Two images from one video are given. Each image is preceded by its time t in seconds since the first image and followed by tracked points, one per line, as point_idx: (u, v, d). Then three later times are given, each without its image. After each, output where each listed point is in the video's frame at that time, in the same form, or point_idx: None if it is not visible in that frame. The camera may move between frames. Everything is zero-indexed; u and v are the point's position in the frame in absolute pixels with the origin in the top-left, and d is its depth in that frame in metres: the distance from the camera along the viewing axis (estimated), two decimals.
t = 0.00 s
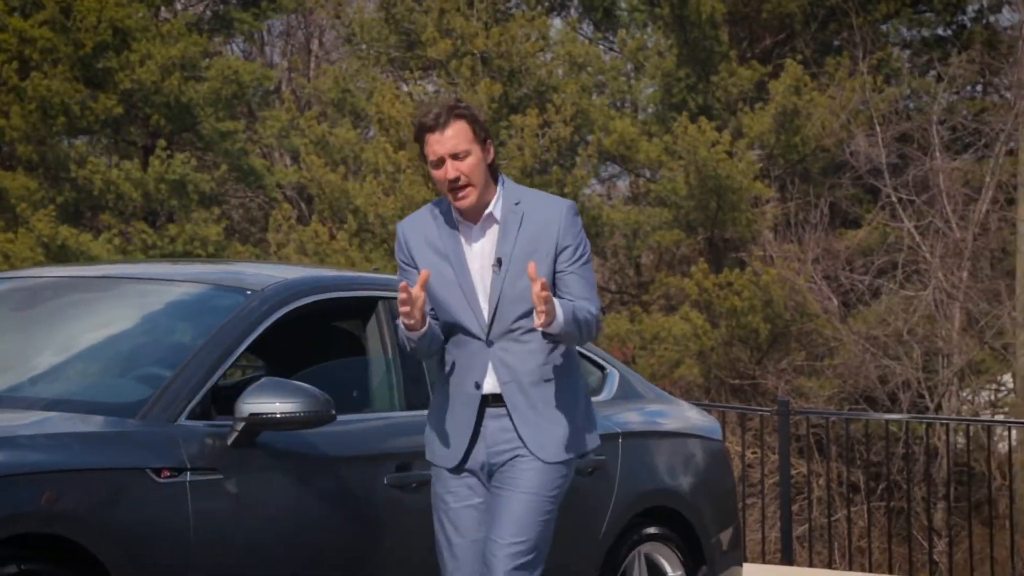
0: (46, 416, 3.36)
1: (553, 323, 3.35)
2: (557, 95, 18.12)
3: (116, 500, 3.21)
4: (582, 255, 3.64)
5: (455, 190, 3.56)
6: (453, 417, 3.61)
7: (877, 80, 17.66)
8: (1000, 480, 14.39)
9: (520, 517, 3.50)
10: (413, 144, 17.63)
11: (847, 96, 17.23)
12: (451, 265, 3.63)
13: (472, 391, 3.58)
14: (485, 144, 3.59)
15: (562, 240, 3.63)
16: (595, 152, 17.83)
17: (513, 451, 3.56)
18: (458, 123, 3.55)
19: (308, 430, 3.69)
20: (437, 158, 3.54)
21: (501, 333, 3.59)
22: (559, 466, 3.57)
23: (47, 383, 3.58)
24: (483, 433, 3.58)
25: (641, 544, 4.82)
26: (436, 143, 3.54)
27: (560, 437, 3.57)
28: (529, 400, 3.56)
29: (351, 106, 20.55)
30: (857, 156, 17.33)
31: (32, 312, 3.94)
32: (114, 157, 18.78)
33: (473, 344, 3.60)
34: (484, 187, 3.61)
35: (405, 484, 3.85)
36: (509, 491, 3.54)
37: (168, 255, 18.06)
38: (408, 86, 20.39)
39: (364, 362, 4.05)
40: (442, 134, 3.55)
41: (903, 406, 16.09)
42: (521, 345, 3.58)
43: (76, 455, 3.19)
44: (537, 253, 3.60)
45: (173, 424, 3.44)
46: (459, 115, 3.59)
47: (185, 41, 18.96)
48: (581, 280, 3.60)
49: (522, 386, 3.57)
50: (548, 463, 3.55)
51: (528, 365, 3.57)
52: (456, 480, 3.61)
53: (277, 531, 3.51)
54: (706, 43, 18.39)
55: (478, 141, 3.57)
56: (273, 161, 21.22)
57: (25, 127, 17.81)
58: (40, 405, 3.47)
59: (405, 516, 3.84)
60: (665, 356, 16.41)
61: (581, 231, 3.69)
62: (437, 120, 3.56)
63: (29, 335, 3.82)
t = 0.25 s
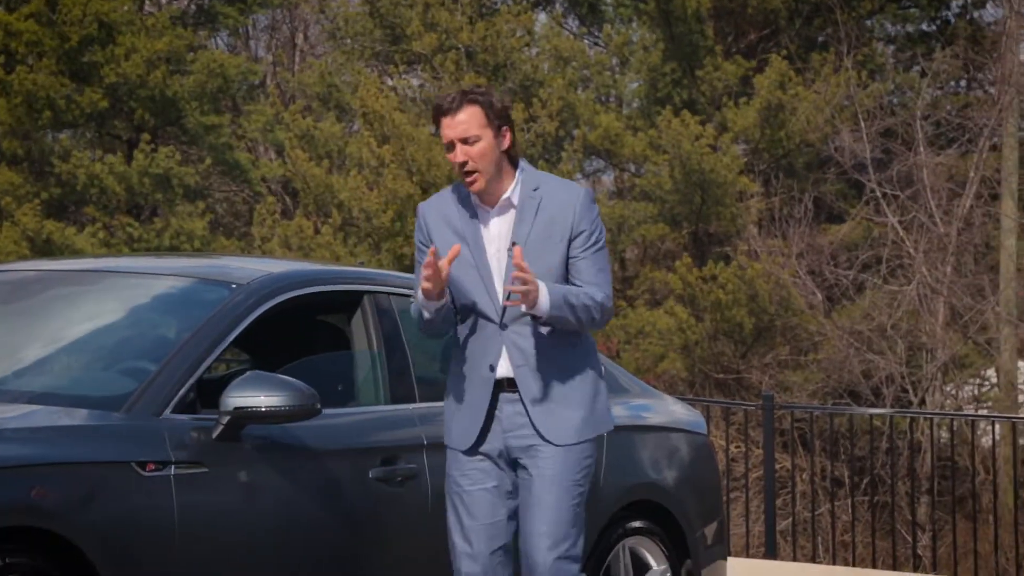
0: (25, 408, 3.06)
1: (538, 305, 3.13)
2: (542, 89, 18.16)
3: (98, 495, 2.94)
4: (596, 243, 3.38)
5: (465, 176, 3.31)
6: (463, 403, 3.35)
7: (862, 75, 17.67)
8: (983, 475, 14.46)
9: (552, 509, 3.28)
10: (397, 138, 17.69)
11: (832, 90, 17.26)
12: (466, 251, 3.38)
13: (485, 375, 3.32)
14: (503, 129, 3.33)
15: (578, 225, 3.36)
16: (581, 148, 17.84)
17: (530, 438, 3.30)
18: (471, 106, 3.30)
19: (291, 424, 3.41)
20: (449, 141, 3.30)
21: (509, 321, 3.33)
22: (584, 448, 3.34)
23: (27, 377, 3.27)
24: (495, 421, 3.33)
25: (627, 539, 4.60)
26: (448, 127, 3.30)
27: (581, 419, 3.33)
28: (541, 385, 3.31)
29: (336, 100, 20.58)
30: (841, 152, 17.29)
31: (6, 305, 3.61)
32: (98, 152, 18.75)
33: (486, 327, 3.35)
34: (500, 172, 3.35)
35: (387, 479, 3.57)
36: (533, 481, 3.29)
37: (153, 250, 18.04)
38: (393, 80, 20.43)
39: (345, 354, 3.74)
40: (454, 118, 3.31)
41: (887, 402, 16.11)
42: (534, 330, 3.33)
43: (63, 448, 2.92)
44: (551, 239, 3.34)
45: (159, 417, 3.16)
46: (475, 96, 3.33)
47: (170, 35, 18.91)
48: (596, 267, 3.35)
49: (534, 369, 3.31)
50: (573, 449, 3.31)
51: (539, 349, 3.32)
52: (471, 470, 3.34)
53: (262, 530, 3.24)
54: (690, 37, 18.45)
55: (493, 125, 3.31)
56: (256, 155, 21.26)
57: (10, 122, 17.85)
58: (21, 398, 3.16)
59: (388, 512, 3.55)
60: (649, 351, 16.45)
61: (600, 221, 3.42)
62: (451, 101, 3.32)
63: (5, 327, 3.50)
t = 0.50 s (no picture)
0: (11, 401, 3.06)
1: (546, 307, 3.04)
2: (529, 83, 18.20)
3: (86, 487, 2.94)
4: (633, 249, 3.23)
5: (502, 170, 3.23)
6: (485, 400, 3.26)
7: (848, 69, 17.71)
8: (968, 469, 14.52)
9: (588, 511, 3.20)
10: (384, 133, 17.72)
11: (818, 85, 17.32)
12: (503, 245, 3.29)
13: (510, 370, 3.23)
14: (547, 127, 3.24)
15: (613, 230, 3.22)
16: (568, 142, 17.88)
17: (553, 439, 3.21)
18: (514, 101, 3.23)
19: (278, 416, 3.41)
20: (489, 135, 3.23)
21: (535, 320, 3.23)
22: (615, 451, 3.23)
23: (12, 370, 3.26)
24: (518, 420, 3.24)
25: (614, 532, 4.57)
26: (490, 121, 3.23)
27: (611, 421, 3.22)
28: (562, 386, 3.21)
29: (323, 94, 20.60)
30: (827, 146, 17.32)
31: None
32: (85, 145, 18.71)
33: (514, 324, 3.25)
34: (541, 170, 3.25)
35: (374, 473, 3.56)
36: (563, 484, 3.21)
37: (140, 243, 18.02)
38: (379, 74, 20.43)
39: (331, 348, 3.73)
40: (495, 113, 3.24)
41: (873, 395, 16.17)
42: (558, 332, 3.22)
43: (51, 441, 2.92)
44: (586, 241, 3.22)
45: (146, 409, 3.16)
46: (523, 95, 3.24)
47: (156, 27, 18.79)
48: (627, 275, 3.19)
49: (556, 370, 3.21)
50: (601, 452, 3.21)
51: (561, 350, 3.21)
52: (494, 467, 3.24)
53: (249, 521, 3.23)
54: (676, 32, 18.49)
55: (535, 122, 3.22)
56: (243, 149, 21.26)
57: None
58: (8, 391, 3.16)
59: (377, 506, 3.55)
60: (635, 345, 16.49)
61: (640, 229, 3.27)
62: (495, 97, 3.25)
63: None
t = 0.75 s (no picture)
0: None
1: (627, 342, 2.98)
2: (517, 76, 18.23)
3: (74, 481, 2.93)
4: (694, 269, 3.16)
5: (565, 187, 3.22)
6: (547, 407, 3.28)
7: (835, 63, 17.76)
8: (955, 463, 14.57)
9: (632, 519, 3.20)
10: (372, 126, 17.73)
11: (806, 79, 17.35)
12: (563, 260, 3.27)
13: (568, 382, 3.24)
14: (611, 144, 3.22)
15: (674, 250, 3.16)
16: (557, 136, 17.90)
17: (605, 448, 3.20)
18: (577, 118, 3.21)
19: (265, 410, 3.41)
20: (552, 151, 3.22)
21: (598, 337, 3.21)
22: (664, 463, 3.20)
23: None
24: (574, 426, 3.24)
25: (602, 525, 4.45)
26: (553, 137, 3.22)
27: (664, 434, 3.18)
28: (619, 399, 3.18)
29: (311, 87, 20.60)
30: (816, 141, 17.39)
31: None
32: (73, 139, 18.67)
33: (574, 338, 3.26)
34: (604, 186, 3.23)
35: (362, 465, 3.57)
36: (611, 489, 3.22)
37: (127, 237, 17.99)
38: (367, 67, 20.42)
39: (321, 342, 3.73)
40: (558, 129, 3.22)
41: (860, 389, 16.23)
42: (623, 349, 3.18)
43: (41, 436, 2.91)
44: (645, 261, 3.17)
45: (134, 403, 3.15)
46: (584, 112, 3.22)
47: (144, 20, 18.67)
48: (688, 295, 3.13)
49: (616, 384, 3.19)
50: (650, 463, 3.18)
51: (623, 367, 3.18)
52: (546, 465, 3.26)
53: (240, 513, 3.23)
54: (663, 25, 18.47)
55: (600, 139, 3.20)
56: (231, 142, 21.25)
57: None
58: None
59: (365, 499, 3.55)
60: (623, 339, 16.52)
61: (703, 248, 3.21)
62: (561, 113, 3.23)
63: None
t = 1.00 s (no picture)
0: None
1: (652, 326, 2.97)
2: (507, 70, 18.26)
3: (64, 475, 2.92)
4: (730, 260, 3.14)
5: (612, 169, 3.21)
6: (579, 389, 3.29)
7: (824, 57, 17.81)
8: (944, 457, 14.61)
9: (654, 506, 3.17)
10: (363, 120, 17.73)
11: (795, 73, 17.39)
12: (601, 243, 3.28)
13: (600, 364, 3.25)
14: (658, 128, 3.20)
15: (709, 240, 3.14)
16: (547, 130, 17.94)
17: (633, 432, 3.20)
18: (628, 101, 3.19)
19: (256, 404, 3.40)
20: (602, 133, 3.21)
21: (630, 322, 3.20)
22: (690, 451, 3.18)
23: None
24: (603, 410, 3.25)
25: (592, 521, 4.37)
26: (604, 118, 3.21)
27: (691, 422, 3.16)
28: (647, 385, 3.17)
29: (300, 80, 20.63)
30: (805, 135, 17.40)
31: None
32: (63, 132, 18.61)
33: (607, 319, 3.26)
34: (648, 170, 3.22)
35: (354, 459, 3.57)
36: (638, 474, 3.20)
37: (117, 230, 17.95)
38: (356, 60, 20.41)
39: (312, 336, 3.72)
40: (608, 110, 3.21)
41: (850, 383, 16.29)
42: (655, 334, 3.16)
43: (32, 430, 2.90)
44: (680, 249, 3.16)
45: (123, 397, 3.14)
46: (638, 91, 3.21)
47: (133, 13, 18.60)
48: (721, 285, 3.10)
49: (644, 369, 3.18)
50: (676, 449, 3.16)
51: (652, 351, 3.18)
52: (576, 449, 3.27)
53: (232, 508, 3.23)
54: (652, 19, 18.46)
55: (648, 123, 3.19)
56: (221, 135, 21.25)
57: None
58: None
59: (356, 493, 3.55)
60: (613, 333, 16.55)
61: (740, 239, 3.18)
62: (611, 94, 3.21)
63: None
